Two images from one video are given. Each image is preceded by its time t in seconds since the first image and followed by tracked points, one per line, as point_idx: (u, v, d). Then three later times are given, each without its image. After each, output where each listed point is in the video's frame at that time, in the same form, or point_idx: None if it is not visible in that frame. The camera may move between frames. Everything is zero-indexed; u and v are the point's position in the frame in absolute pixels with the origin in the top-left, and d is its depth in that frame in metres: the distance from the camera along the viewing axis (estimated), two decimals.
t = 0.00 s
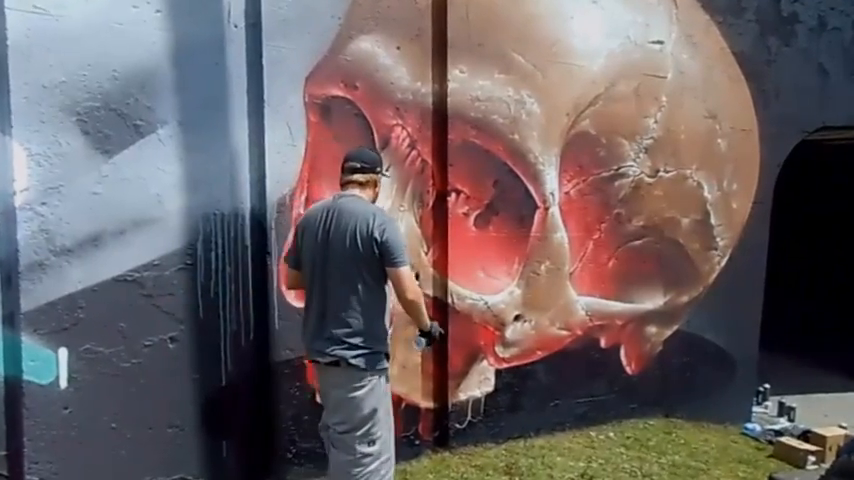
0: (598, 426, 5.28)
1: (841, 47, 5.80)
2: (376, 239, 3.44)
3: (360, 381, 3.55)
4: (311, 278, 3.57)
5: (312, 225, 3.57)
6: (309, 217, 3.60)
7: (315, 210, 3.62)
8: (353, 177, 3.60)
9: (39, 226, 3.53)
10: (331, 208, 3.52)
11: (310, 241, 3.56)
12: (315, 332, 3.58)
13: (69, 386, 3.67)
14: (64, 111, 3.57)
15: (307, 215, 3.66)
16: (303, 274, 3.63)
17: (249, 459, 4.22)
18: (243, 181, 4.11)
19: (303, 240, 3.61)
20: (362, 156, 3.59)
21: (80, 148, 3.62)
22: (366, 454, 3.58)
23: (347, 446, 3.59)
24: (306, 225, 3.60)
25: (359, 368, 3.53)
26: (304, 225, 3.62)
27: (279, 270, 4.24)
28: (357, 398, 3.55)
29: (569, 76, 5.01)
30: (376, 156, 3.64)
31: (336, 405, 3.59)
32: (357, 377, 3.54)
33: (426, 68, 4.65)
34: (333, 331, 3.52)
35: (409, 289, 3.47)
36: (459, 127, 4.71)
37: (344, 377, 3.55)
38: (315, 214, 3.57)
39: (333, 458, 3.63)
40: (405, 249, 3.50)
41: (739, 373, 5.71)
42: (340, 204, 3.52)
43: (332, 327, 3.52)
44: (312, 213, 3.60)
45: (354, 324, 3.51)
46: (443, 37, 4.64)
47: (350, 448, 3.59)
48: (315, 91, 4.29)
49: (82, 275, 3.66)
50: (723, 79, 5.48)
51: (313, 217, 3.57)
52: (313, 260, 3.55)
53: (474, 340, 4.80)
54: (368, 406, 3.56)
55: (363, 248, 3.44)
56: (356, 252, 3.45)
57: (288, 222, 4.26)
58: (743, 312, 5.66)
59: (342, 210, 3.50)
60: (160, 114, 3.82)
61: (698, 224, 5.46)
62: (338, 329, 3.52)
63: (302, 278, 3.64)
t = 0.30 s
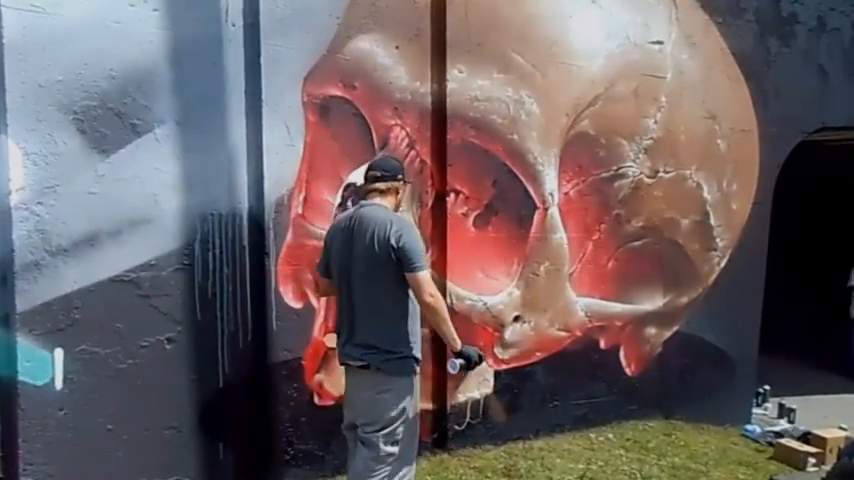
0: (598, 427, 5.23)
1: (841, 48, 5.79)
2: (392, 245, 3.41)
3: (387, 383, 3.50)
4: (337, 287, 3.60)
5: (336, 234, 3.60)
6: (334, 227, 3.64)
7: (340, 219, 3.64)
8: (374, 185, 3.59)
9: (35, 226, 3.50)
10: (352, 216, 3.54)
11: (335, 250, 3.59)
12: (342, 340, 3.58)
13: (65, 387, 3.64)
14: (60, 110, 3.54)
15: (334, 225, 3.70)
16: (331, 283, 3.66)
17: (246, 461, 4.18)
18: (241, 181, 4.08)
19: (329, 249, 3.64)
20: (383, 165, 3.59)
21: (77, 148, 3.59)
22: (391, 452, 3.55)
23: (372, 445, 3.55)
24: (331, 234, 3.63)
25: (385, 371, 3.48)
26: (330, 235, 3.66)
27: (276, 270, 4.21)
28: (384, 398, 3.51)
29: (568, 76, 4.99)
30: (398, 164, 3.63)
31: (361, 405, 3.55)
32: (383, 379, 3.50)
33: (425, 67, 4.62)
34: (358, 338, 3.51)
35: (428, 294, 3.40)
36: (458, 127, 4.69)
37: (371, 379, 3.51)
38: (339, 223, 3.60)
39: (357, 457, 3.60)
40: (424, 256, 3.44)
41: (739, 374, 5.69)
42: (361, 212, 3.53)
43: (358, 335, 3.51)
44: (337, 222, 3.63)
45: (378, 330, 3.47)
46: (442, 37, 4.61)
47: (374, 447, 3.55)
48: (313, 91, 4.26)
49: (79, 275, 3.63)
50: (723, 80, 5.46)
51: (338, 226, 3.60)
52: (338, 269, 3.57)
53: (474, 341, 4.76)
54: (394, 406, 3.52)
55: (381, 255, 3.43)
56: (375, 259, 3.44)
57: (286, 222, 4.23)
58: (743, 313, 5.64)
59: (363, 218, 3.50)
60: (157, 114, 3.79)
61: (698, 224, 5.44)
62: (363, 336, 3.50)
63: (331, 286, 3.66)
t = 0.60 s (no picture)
0: (598, 428, 5.22)
1: (840, 48, 5.78)
2: (415, 243, 3.39)
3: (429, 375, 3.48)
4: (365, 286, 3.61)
5: (363, 234, 3.62)
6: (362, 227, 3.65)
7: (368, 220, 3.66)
8: (400, 186, 3.57)
9: (34, 225, 3.48)
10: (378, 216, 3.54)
11: (363, 250, 3.60)
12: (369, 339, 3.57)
13: (64, 388, 3.62)
14: (58, 109, 3.52)
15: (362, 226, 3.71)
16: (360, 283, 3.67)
17: (246, 461, 4.17)
18: (240, 180, 4.07)
19: (357, 250, 3.65)
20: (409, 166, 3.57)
21: (76, 147, 3.57)
22: (452, 433, 3.56)
23: (434, 432, 3.55)
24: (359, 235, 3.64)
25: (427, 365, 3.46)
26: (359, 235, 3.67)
27: (276, 270, 4.19)
28: (434, 385, 3.49)
29: (569, 76, 4.98)
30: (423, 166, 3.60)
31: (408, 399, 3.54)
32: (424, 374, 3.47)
33: (425, 67, 4.61)
34: (386, 336, 3.50)
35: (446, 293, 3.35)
36: (458, 127, 4.68)
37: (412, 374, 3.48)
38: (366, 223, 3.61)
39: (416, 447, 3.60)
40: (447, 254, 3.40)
41: (739, 375, 5.68)
42: (386, 212, 3.53)
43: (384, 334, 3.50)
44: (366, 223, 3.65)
45: (404, 329, 3.45)
46: (442, 36, 4.60)
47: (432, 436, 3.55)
48: (313, 90, 4.25)
49: (78, 275, 3.61)
50: (723, 80, 5.45)
51: (366, 226, 3.61)
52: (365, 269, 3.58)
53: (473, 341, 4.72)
54: (444, 393, 3.51)
55: (405, 254, 3.41)
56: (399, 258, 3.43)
57: (286, 222, 4.22)
58: (743, 314, 5.64)
59: (390, 217, 3.51)
60: (156, 113, 3.78)
61: (698, 225, 5.44)
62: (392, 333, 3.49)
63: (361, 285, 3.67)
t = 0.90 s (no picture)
0: (596, 427, 5.18)
1: (839, 48, 5.79)
2: (461, 246, 3.42)
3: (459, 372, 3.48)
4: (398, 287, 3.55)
5: (397, 235, 3.56)
6: (395, 229, 3.60)
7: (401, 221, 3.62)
8: (437, 190, 3.58)
9: (32, 224, 3.47)
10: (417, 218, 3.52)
11: (398, 252, 3.55)
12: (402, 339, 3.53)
13: (62, 387, 3.61)
14: (57, 108, 3.51)
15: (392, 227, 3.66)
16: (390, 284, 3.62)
17: (245, 461, 4.17)
18: (240, 180, 4.07)
19: (390, 251, 3.59)
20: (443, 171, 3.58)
21: (74, 146, 3.56)
22: (469, 434, 3.55)
23: (452, 430, 3.53)
24: (392, 235, 3.59)
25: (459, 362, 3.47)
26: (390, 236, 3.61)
27: (275, 270, 4.19)
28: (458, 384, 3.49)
29: (568, 75, 4.98)
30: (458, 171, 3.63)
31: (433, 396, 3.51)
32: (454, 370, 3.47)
33: (424, 66, 4.61)
34: (422, 336, 3.48)
35: (488, 296, 3.40)
36: (457, 126, 4.68)
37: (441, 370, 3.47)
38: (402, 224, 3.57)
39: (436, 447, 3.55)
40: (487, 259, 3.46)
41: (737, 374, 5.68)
42: (426, 214, 3.52)
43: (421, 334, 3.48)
44: (399, 224, 3.60)
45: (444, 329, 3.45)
46: (441, 35, 4.59)
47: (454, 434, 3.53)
48: (312, 89, 4.24)
49: (76, 274, 3.60)
50: (722, 79, 5.46)
51: (401, 227, 3.56)
52: (401, 270, 3.53)
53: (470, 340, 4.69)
54: (468, 392, 3.51)
55: (450, 256, 3.42)
56: (443, 261, 3.43)
57: (285, 222, 4.21)
58: (741, 313, 5.64)
59: (430, 219, 3.50)
60: (155, 112, 3.77)
61: (696, 224, 5.44)
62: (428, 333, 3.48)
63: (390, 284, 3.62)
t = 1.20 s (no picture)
0: (594, 425, 5.17)
1: (837, 47, 5.80)
2: (511, 246, 3.52)
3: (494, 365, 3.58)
4: (441, 283, 3.56)
5: (442, 233, 3.55)
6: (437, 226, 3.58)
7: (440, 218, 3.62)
8: (475, 191, 3.64)
9: (31, 222, 3.47)
10: (462, 217, 3.54)
11: (444, 249, 3.55)
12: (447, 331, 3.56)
13: (61, 385, 3.61)
14: (56, 106, 3.50)
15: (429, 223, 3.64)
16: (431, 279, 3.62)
17: (243, 458, 4.17)
18: (238, 177, 4.07)
19: (433, 249, 3.58)
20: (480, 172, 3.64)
21: (73, 143, 3.56)
22: (505, 426, 3.67)
23: (489, 424, 3.64)
24: (435, 233, 3.57)
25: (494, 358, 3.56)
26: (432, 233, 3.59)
27: (274, 267, 4.19)
28: (496, 379, 3.59)
29: (566, 73, 4.98)
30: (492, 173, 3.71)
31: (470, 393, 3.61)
32: (489, 364, 3.56)
33: (422, 64, 4.61)
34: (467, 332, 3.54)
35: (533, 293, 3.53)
36: (455, 124, 4.70)
37: (476, 367, 3.56)
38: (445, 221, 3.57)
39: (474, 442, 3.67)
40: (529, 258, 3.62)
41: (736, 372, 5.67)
42: (471, 212, 3.56)
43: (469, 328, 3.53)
44: (441, 222, 3.58)
45: (492, 323, 3.55)
46: (440, 34, 4.60)
47: (490, 430, 3.64)
48: (311, 87, 4.24)
49: (75, 272, 3.60)
50: (720, 78, 5.47)
51: (444, 225, 3.56)
52: (447, 267, 3.54)
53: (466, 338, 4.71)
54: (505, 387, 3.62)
55: (500, 256, 3.52)
56: (494, 259, 3.52)
57: (283, 220, 4.22)
58: (740, 311, 5.63)
59: (476, 218, 3.54)
60: (154, 109, 3.77)
61: (694, 222, 5.44)
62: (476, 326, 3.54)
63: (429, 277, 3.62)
